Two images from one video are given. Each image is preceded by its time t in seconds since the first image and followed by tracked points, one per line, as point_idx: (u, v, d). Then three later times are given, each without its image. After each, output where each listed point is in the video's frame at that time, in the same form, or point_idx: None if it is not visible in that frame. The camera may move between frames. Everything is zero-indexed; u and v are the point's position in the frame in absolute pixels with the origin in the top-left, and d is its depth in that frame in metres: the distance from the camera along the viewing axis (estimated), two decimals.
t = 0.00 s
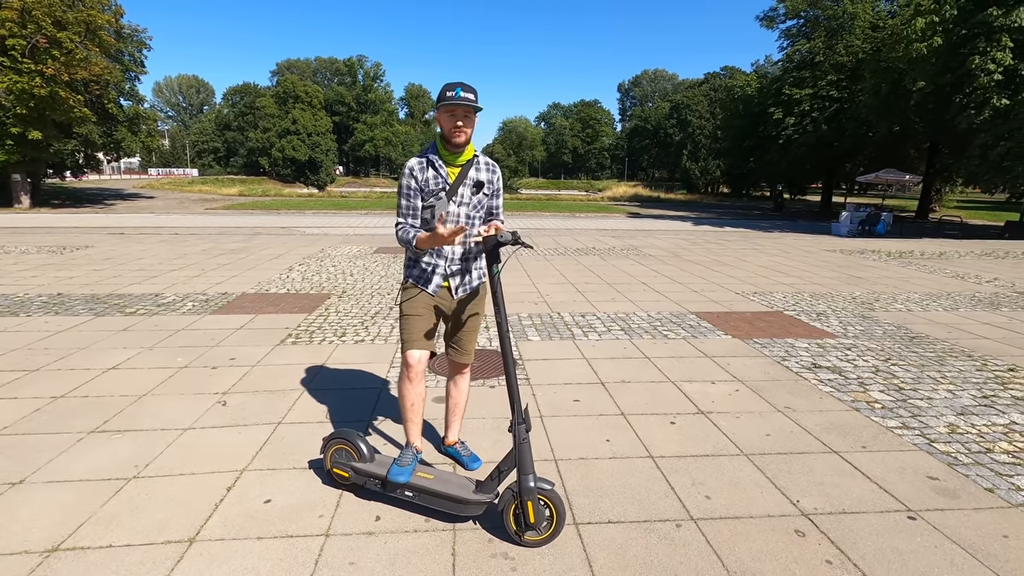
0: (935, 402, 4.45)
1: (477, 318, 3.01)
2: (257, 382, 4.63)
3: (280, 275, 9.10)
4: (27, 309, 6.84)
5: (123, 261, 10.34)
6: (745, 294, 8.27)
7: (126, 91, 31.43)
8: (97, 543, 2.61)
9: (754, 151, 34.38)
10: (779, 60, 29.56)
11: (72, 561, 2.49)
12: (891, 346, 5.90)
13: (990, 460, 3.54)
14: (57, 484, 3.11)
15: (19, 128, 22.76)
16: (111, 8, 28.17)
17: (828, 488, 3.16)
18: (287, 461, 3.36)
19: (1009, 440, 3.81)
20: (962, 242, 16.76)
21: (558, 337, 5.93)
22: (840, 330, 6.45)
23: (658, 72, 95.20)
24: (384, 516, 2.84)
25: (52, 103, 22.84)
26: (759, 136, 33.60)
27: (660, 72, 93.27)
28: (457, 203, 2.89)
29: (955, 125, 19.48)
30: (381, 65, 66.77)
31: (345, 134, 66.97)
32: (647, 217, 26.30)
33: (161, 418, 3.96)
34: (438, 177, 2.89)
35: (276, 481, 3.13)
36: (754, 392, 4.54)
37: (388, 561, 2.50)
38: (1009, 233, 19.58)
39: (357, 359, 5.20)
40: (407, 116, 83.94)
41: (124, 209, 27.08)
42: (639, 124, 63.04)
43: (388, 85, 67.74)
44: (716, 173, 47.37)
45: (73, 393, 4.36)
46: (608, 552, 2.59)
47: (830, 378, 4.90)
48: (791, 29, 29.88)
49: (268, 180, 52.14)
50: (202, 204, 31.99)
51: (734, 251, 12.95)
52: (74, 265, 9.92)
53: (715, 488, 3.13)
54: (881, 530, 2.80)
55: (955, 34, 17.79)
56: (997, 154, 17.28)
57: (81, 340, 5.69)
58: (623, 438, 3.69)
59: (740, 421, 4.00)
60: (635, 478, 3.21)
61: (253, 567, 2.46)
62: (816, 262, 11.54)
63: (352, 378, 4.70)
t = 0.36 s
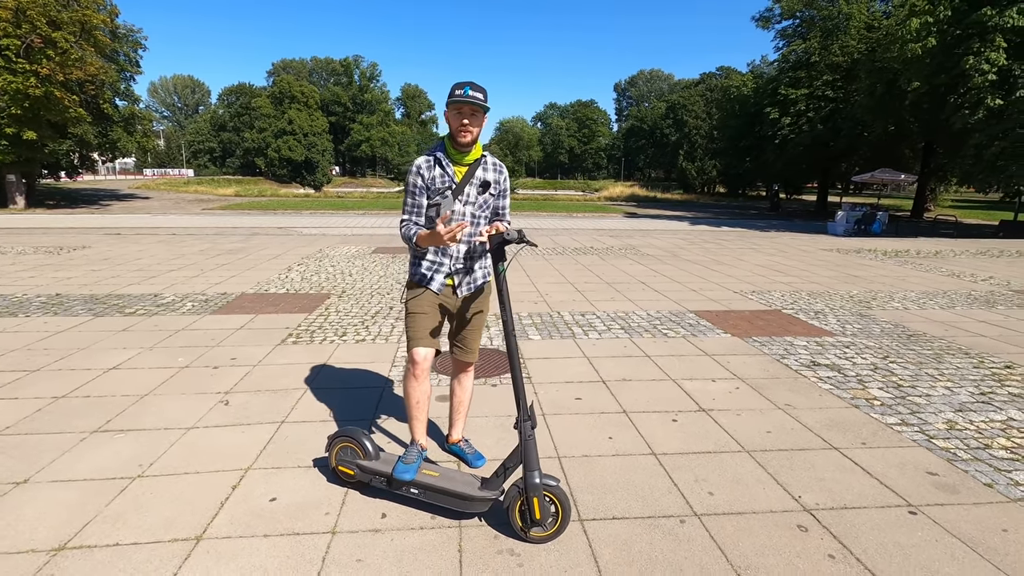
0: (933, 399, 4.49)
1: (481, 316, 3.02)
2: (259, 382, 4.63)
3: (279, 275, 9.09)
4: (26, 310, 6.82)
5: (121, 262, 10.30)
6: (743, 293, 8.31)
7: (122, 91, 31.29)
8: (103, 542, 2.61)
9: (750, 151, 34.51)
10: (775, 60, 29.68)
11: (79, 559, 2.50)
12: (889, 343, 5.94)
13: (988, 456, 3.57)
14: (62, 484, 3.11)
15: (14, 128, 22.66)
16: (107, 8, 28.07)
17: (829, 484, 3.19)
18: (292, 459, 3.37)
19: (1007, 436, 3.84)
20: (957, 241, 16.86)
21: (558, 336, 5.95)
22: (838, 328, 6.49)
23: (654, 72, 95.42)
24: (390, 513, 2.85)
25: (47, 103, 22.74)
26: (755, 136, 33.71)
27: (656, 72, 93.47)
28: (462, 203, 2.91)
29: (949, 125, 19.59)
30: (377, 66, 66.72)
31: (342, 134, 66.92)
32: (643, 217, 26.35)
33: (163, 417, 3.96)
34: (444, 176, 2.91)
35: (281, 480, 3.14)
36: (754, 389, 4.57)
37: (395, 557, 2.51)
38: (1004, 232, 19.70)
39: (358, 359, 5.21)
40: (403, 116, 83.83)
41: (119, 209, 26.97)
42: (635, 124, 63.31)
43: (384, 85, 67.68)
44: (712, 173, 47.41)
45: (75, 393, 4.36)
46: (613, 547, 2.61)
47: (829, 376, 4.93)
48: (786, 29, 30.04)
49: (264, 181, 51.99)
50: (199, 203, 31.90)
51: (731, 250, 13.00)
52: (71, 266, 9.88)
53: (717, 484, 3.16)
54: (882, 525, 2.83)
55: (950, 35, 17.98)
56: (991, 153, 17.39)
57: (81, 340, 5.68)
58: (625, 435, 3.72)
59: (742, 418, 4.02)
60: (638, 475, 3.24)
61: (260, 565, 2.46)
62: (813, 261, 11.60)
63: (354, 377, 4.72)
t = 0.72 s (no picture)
0: (931, 397, 4.54)
1: (486, 317, 3.05)
2: (262, 382, 4.65)
3: (278, 276, 9.09)
4: (26, 311, 6.82)
5: (119, 262, 10.28)
6: (742, 293, 8.36)
7: (117, 91, 31.16)
8: (111, 542, 2.63)
9: (746, 151, 34.64)
10: (771, 60, 29.78)
11: (88, 559, 2.51)
12: (886, 343, 6.00)
13: (985, 454, 3.62)
14: (68, 484, 3.13)
15: (8, 128, 22.58)
16: (102, 7, 27.99)
17: (829, 482, 3.23)
18: (297, 460, 3.39)
19: (1004, 435, 3.89)
20: (953, 241, 16.98)
21: (559, 336, 5.98)
22: (836, 328, 6.54)
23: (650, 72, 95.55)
24: (396, 512, 2.88)
25: (42, 103, 22.66)
26: (751, 136, 33.83)
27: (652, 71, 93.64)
28: (468, 203, 2.94)
29: (944, 125, 19.72)
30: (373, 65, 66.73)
31: (338, 134, 66.84)
32: (640, 217, 26.43)
33: (167, 418, 3.97)
34: (450, 176, 2.95)
35: (287, 480, 3.16)
36: (753, 388, 4.60)
37: (402, 556, 2.54)
38: (998, 232, 19.83)
39: (360, 359, 5.23)
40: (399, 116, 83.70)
41: (115, 209, 26.89)
42: (632, 124, 63.51)
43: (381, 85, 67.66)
44: (708, 173, 47.51)
45: (78, 395, 4.36)
46: (617, 545, 2.64)
47: (827, 375, 4.98)
48: (782, 30, 30.20)
49: (260, 181, 51.88)
50: (196, 204, 31.85)
51: (729, 250, 13.06)
52: (69, 266, 9.87)
53: (719, 483, 3.20)
54: (882, 522, 2.87)
55: (944, 36, 18.06)
56: (986, 154, 17.51)
57: (82, 341, 5.69)
58: (627, 435, 3.75)
59: (742, 417, 4.06)
60: (641, 474, 3.27)
61: (269, 564, 2.48)
62: (809, 261, 11.67)
63: (357, 377, 4.74)
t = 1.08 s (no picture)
0: (930, 395, 4.59)
1: (492, 316, 3.06)
2: (265, 382, 4.66)
3: (277, 276, 9.09)
4: (25, 312, 6.79)
5: (117, 263, 10.26)
6: (740, 293, 8.41)
7: (112, 90, 31.02)
8: (121, 542, 2.64)
9: (742, 151, 34.78)
10: (767, 60, 29.91)
11: (98, 559, 2.52)
12: (885, 341, 6.06)
13: (985, 451, 3.67)
14: (75, 484, 3.14)
15: (2, 129, 22.46)
16: (97, 6, 27.86)
17: (832, 479, 3.26)
18: (303, 459, 3.40)
19: (1001, 432, 3.95)
20: (947, 240, 17.10)
21: (560, 336, 6.01)
22: (834, 327, 6.59)
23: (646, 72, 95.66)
24: (404, 511, 2.90)
25: (36, 102, 22.52)
26: (747, 136, 33.96)
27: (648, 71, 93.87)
28: (474, 203, 2.97)
29: (939, 125, 19.86)
30: (369, 65, 66.68)
31: (334, 134, 66.75)
32: (637, 216, 26.51)
33: (172, 418, 3.98)
34: (457, 177, 2.97)
35: (294, 479, 3.17)
36: (754, 387, 4.64)
37: (412, 554, 2.56)
38: (992, 231, 19.98)
39: (363, 359, 5.24)
40: (395, 115, 83.59)
41: (110, 209, 26.78)
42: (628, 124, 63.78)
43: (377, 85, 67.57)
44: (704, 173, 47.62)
45: (81, 396, 4.36)
46: (624, 542, 2.67)
47: (827, 373, 5.02)
48: (777, 30, 30.35)
49: (256, 181, 51.74)
50: (192, 204, 31.75)
51: (726, 250, 13.13)
52: (67, 267, 9.84)
53: (724, 480, 3.22)
54: (885, 518, 2.90)
55: (938, 36, 18.14)
56: (980, 154, 17.65)
57: (83, 342, 5.68)
58: (631, 433, 3.78)
59: (744, 416, 4.10)
60: (646, 472, 3.30)
61: (280, 562, 2.50)
62: (806, 260, 11.76)
63: (360, 377, 4.75)
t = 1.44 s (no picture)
0: (930, 393, 4.65)
1: (501, 317, 3.09)
2: (272, 383, 4.68)
3: (277, 277, 9.09)
4: (25, 313, 6.77)
5: (115, 264, 10.23)
6: (739, 292, 8.47)
7: (105, 91, 30.83)
8: (137, 542, 2.65)
9: (737, 151, 34.95)
10: (762, 60, 30.07)
11: (115, 559, 2.54)
12: (884, 340, 6.13)
13: (985, 447, 3.73)
14: (87, 485, 3.15)
15: None
16: (91, 6, 27.69)
17: (837, 476, 3.31)
18: (314, 459, 3.42)
19: (1002, 428, 4.01)
20: (941, 240, 17.26)
21: (563, 336, 6.04)
22: (834, 326, 6.66)
23: (640, 72, 95.90)
24: (417, 510, 2.92)
25: (29, 103, 22.35)
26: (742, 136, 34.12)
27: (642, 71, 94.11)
28: (485, 206, 2.99)
29: (932, 125, 20.04)
30: (364, 65, 66.59)
31: (328, 134, 66.56)
32: (632, 216, 26.58)
33: (180, 420, 3.99)
34: (468, 180, 2.97)
35: (306, 479, 3.19)
36: (757, 386, 4.69)
37: (427, 552, 2.59)
38: (985, 230, 20.17)
39: (368, 359, 5.27)
40: (390, 115, 83.45)
41: (104, 210, 26.65)
42: (624, 124, 64.53)
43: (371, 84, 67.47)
44: (699, 173, 47.85)
45: (87, 397, 4.35)
46: (636, 539, 2.70)
47: (828, 372, 5.08)
48: (771, 31, 30.51)
49: (250, 181, 51.58)
50: (186, 205, 31.61)
51: (723, 249, 13.22)
52: (64, 268, 9.80)
53: (731, 478, 3.27)
54: (891, 514, 2.95)
55: (932, 36, 18.30)
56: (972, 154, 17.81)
57: (86, 344, 5.67)
58: (638, 432, 3.82)
59: (749, 414, 4.14)
60: (655, 470, 3.33)
61: (296, 561, 2.52)
62: (803, 260, 11.85)
63: (366, 377, 4.77)
